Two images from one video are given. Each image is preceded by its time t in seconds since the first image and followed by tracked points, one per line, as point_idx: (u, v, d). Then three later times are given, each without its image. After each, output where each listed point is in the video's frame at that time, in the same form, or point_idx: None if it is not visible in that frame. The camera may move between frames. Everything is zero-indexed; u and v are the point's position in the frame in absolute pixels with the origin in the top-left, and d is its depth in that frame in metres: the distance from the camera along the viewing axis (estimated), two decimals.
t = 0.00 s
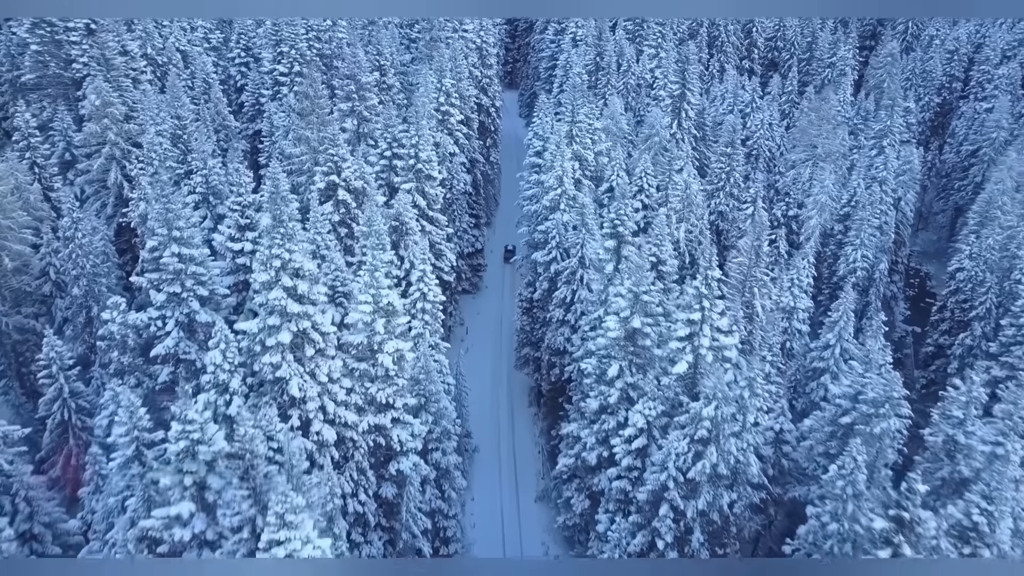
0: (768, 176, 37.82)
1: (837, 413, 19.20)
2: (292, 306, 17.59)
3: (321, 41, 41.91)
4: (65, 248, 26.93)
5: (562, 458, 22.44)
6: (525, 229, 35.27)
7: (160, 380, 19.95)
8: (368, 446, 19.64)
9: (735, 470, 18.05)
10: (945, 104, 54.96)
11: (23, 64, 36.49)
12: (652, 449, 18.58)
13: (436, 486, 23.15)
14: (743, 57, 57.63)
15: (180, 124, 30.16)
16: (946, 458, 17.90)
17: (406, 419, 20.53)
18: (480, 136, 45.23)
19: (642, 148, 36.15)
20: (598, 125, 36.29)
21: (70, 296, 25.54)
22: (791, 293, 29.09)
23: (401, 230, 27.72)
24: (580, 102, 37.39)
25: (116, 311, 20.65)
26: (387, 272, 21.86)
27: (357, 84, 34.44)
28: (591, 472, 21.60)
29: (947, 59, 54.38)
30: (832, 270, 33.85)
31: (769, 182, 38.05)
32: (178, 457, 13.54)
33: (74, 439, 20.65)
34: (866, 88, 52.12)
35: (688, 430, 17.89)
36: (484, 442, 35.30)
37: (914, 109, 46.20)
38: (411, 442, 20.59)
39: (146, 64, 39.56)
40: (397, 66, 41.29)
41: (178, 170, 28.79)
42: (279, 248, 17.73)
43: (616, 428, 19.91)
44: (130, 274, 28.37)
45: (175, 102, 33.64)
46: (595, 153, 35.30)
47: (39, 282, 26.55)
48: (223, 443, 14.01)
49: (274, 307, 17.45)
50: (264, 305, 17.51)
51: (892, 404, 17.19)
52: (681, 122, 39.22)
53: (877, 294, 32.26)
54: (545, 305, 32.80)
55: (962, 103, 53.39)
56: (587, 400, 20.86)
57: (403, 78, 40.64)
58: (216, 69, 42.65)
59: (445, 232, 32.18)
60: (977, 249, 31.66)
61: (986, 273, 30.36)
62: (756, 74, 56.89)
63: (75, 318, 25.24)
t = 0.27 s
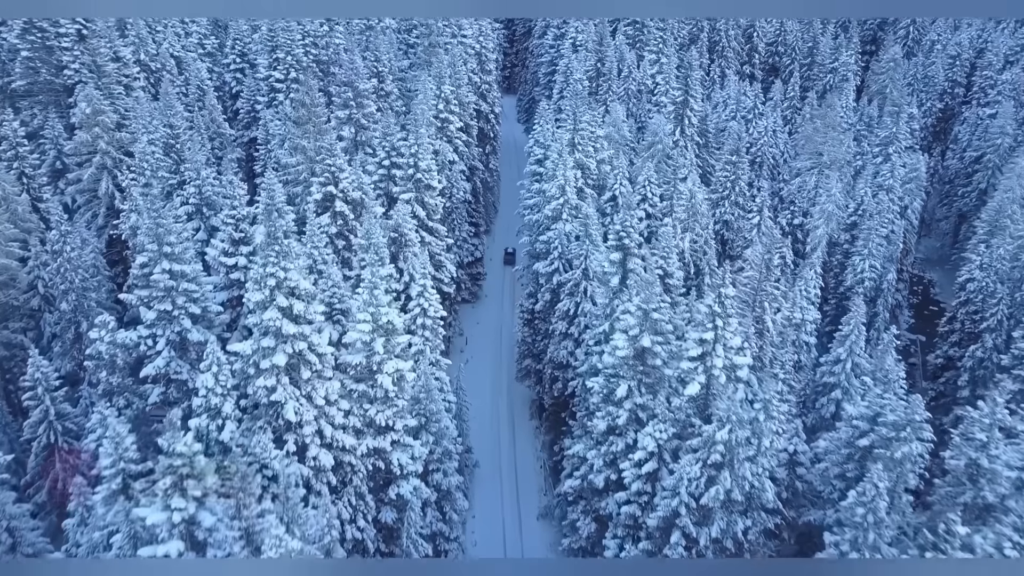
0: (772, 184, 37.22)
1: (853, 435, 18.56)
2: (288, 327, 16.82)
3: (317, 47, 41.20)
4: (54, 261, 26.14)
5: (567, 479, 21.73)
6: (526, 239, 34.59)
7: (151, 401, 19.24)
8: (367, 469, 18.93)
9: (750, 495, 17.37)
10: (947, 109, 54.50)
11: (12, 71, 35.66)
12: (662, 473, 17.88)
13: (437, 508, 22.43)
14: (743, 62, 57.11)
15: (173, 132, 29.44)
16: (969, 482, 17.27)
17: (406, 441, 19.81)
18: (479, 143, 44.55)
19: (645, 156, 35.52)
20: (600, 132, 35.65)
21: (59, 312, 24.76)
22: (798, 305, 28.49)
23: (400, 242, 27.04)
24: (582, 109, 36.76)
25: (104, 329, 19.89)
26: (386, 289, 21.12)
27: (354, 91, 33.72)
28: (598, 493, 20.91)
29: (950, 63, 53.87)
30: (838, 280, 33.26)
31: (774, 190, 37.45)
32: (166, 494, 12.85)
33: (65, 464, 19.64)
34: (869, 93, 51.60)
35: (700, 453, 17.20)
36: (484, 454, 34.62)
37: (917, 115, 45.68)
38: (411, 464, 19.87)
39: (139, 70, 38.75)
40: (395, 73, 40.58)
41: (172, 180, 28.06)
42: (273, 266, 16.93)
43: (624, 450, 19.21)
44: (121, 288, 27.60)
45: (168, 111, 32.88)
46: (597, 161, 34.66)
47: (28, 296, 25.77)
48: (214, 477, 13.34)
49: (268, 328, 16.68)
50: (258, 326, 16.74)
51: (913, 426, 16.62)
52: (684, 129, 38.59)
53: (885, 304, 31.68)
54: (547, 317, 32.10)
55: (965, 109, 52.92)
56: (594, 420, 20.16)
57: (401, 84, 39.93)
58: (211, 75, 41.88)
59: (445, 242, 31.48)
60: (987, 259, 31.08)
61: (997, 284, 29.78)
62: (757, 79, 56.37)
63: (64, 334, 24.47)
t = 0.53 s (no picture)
0: (778, 196, 36.51)
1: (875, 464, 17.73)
2: (282, 355, 15.93)
3: (314, 55, 40.39)
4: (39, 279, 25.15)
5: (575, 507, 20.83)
6: (528, 253, 33.79)
7: (138, 430, 18.31)
8: (365, 502, 18.01)
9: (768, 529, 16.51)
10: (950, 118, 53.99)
11: None
12: (676, 506, 17.01)
13: (439, 537, 21.49)
14: (744, 70, 56.58)
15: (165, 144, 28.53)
16: (998, 514, 16.45)
17: (407, 471, 18.89)
18: (479, 153, 43.79)
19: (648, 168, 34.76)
20: (603, 143, 34.85)
21: (44, 332, 23.76)
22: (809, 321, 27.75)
23: (399, 258, 26.24)
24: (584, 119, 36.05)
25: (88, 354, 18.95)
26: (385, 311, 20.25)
27: (351, 102, 32.92)
28: (607, 523, 20.02)
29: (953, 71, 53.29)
30: (847, 294, 32.55)
31: (779, 201, 36.77)
32: (149, 542, 12.28)
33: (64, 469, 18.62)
34: (871, 102, 51.08)
35: (717, 486, 16.35)
36: (484, 472, 33.90)
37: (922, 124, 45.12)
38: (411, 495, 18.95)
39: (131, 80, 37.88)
40: (392, 82, 39.79)
41: (163, 195, 27.18)
42: (267, 291, 16.04)
43: (636, 480, 18.34)
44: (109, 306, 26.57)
45: (160, 122, 31.97)
46: (600, 173, 33.93)
47: (12, 316, 24.80)
48: (201, 524, 12.93)
49: (261, 357, 15.78)
50: (250, 354, 15.84)
51: (941, 458, 15.88)
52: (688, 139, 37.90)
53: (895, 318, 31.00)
54: (549, 333, 31.24)
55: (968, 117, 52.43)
56: (603, 447, 19.28)
57: (399, 95, 39.16)
58: (204, 85, 41.01)
59: (445, 257, 30.64)
60: (1000, 273, 30.40)
61: (1011, 299, 29.08)
62: (758, 87, 55.83)
63: (49, 355, 23.48)
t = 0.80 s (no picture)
0: (783, 207, 35.92)
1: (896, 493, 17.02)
2: (277, 384, 15.19)
3: (310, 64, 39.74)
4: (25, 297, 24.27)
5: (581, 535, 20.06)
6: (530, 266, 33.13)
7: (126, 458, 17.55)
8: (364, 533, 17.23)
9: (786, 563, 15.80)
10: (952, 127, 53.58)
11: None
12: (689, 538, 16.27)
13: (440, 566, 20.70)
14: (745, 78, 56.13)
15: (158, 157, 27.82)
16: None
17: (407, 500, 18.13)
18: (478, 164, 43.16)
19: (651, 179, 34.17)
20: (606, 154, 34.23)
21: (30, 353, 22.88)
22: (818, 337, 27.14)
23: (398, 274, 25.51)
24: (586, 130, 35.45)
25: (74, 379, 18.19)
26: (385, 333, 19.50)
27: (348, 112, 32.26)
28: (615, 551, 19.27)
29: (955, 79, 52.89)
30: (855, 307, 31.96)
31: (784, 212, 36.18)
32: None
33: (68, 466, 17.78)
34: (874, 111, 50.65)
35: (732, 518, 15.63)
36: (483, 489, 33.12)
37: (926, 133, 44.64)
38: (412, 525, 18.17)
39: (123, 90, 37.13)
40: (390, 92, 39.14)
41: (155, 209, 26.44)
42: (261, 317, 15.29)
43: (646, 509, 17.60)
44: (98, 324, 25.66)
45: (152, 134, 31.21)
46: (603, 185, 33.31)
47: None
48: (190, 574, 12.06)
49: (254, 386, 15.03)
50: (243, 383, 15.09)
51: (968, 489, 15.28)
52: (691, 150, 37.33)
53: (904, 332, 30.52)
54: (552, 349, 30.50)
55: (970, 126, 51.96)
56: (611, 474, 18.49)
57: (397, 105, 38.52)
58: (199, 94, 40.26)
59: (445, 271, 29.93)
60: (1011, 287, 29.80)
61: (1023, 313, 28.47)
62: (759, 96, 55.36)
63: (36, 377, 22.62)
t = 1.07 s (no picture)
0: (790, 222, 35.21)
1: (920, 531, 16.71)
2: (269, 423, 14.25)
3: (306, 77, 38.93)
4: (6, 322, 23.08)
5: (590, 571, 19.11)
6: (531, 284, 32.29)
7: (109, 496, 16.58)
8: None
9: None
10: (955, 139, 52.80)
11: None
12: None
13: None
14: (746, 90, 55.60)
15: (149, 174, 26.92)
16: None
17: (407, 539, 17.13)
18: (478, 177, 42.37)
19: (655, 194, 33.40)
20: (609, 169, 33.45)
21: (11, 380, 21.63)
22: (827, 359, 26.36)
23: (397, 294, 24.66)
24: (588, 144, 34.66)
25: (55, 413, 17.22)
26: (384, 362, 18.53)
27: (345, 126, 31.43)
28: None
29: (958, 91, 52.22)
30: (865, 325, 31.18)
31: (791, 227, 35.44)
32: None
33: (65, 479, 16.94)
34: (877, 122, 50.08)
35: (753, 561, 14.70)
36: (483, 510, 32.16)
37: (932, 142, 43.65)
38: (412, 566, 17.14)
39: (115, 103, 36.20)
40: (388, 104, 38.34)
41: (146, 228, 25.54)
42: (253, 351, 14.32)
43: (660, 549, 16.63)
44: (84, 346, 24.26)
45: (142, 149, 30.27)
46: (606, 200, 32.52)
47: None
48: None
49: (245, 425, 14.05)
50: (232, 422, 14.12)
51: (1005, 533, 15.32)
52: (695, 163, 36.59)
53: (916, 351, 29.34)
54: (555, 370, 29.57)
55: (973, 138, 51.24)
56: (622, 511, 17.55)
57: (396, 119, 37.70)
58: (192, 107, 39.36)
59: (445, 290, 29.04)
60: None
61: None
62: (760, 107, 54.80)
63: (18, 405, 21.45)
